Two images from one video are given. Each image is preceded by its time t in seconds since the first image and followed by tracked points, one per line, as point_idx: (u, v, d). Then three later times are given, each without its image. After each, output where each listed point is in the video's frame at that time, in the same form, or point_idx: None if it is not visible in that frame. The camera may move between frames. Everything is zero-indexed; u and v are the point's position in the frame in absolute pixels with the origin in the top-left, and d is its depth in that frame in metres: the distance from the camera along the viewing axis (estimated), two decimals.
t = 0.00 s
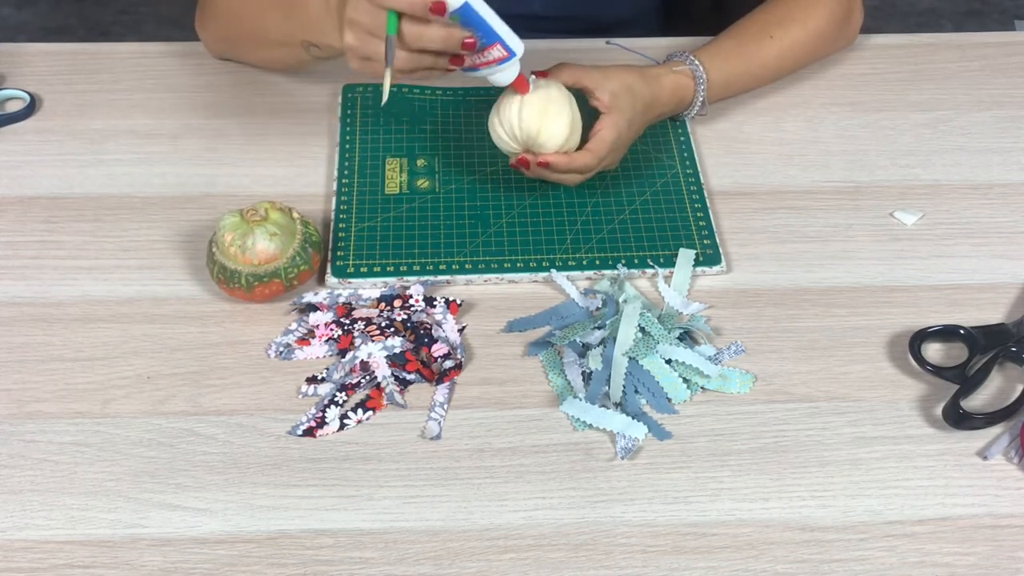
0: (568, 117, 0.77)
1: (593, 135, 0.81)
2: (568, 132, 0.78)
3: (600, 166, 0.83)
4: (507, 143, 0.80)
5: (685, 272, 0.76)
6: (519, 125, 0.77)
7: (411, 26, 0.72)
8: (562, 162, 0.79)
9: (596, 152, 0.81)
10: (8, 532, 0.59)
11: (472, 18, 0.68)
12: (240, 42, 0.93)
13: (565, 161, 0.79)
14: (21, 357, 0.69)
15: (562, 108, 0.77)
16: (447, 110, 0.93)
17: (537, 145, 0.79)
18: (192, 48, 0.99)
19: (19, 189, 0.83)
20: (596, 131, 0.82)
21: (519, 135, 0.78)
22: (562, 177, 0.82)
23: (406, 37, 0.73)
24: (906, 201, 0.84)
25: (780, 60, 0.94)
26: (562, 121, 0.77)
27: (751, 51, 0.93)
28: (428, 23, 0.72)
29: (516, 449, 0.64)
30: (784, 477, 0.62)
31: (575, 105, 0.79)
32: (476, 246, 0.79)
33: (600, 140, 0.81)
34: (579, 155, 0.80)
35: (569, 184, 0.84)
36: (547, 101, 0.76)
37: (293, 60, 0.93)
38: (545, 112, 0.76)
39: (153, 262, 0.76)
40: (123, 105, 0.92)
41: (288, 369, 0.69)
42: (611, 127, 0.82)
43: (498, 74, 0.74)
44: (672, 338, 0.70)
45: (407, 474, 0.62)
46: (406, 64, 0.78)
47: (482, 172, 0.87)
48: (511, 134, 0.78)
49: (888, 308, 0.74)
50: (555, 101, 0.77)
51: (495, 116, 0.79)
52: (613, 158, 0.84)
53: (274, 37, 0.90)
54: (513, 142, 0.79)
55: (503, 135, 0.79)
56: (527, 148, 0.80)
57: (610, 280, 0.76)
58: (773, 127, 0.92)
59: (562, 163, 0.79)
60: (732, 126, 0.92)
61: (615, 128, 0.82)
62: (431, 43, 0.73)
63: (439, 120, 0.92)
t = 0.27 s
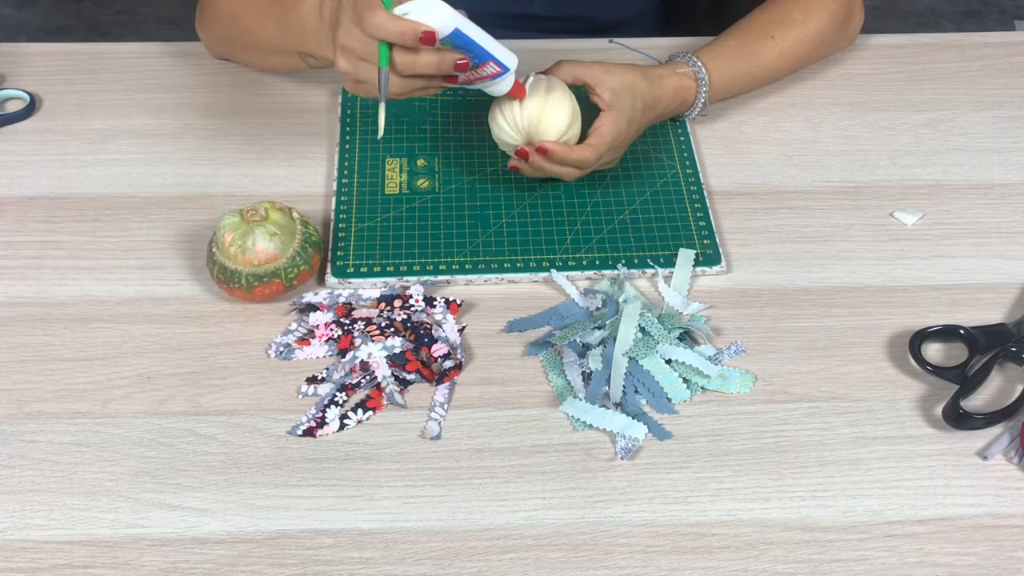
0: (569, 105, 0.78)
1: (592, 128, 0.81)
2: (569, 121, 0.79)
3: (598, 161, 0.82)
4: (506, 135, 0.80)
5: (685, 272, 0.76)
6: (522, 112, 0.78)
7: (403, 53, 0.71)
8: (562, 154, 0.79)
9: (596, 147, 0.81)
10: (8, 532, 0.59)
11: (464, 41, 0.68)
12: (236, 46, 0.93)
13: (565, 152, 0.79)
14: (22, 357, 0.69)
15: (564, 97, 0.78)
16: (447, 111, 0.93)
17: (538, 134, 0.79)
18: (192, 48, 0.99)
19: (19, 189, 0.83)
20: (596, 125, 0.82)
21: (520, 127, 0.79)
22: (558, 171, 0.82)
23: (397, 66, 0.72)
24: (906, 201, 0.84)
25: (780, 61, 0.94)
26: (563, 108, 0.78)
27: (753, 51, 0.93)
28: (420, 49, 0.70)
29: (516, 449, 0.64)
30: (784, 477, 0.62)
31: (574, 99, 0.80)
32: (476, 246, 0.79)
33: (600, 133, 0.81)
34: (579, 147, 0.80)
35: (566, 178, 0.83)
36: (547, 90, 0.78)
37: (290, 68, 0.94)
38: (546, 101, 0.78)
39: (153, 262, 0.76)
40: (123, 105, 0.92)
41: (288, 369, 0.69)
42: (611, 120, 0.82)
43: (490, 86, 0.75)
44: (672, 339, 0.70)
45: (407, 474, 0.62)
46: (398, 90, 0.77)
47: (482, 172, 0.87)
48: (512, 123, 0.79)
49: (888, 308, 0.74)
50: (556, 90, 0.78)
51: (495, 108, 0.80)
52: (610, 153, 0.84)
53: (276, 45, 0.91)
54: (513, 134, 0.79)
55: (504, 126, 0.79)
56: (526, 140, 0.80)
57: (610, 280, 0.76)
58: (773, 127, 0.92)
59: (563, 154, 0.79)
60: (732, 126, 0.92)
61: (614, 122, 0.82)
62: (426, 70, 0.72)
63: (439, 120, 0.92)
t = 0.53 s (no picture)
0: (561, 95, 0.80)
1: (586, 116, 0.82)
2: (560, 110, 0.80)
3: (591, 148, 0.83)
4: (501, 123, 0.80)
5: (685, 272, 0.76)
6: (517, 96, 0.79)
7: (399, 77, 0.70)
8: (556, 140, 0.79)
9: (589, 134, 0.81)
10: (8, 532, 0.59)
11: (457, 60, 0.68)
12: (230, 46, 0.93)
13: (558, 137, 0.79)
14: (22, 357, 0.69)
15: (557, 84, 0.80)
16: (447, 111, 0.93)
17: (532, 119, 0.79)
18: (192, 48, 0.99)
19: (19, 189, 0.82)
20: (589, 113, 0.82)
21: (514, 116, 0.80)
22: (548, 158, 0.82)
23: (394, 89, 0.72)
24: (906, 201, 0.84)
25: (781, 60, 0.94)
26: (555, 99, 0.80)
27: (753, 51, 0.93)
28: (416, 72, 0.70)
29: (516, 449, 0.64)
30: (784, 477, 0.62)
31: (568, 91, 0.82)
32: (476, 246, 0.79)
33: (593, 120, 0.81)
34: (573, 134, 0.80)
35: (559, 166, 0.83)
36: (540, 80, 0.80)
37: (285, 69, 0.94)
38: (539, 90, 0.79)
39: (153, 262, 0.76)
40: (123, 105, 0.92)
41: (288, 368, 0.69)
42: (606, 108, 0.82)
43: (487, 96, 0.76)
44: (672, 339, 0.70)
45: (407, 474, 0.62)
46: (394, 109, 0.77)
47: (481, 172, 0.87)
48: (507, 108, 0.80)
49: (888, 308, 0.74)
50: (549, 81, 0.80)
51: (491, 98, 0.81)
52: (604, 142, 0.84)
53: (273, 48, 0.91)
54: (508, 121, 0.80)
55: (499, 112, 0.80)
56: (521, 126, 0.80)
57: (610, 280, 0.76)
58: (773, 127, 0.92)
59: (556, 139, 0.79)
60: (732, 125, 0.92)
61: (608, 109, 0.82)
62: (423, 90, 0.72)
63: (439, 121, 0.92)
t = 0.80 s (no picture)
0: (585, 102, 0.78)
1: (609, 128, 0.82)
2: (585, 117, 0.78)
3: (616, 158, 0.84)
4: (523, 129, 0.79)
5: (685, 272, 0.76)
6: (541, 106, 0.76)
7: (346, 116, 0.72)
8: (583, 154, 0.79)
9: (614, 146, 0.82)
10: (8, 532, 0.59)
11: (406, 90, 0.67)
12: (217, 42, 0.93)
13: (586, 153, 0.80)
14: (22, 357, 0.69)
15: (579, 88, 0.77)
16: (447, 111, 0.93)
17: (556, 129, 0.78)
18: (192, 48, 0.99)
19: (19, 189, 0.82)
20: (610, 125, 0.83)
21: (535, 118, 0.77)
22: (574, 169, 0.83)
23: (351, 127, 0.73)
24: (906, 201, 0.84)
25: (783, 59, 0.94)
26: (580, 105, 0.77)
27: (754, 51, 0.94)
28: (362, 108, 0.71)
29: (516, 449, 0.64)
30: (784, 477, 0.62)
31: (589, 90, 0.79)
32: (476, 246, 0.79)
33: (617, 132, 0.82)
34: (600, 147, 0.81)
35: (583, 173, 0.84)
36: (563, 86, 0.76)
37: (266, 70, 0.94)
38: (564, 94, 0.76)
39: (153, 262, 0.76)
40: (123, 105, 0.92)
41: (288, 368, 0.69)
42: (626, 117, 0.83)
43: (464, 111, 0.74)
44: (672, 338, 0.70)
45: (407, 474, 0.62)
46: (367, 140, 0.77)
47: (481, 172, 0.86)
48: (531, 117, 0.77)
49: (888, 308, 0.74)
50: (574, 85, 0.77)
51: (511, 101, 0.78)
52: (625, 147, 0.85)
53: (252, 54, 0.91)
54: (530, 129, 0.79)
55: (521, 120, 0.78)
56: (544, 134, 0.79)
57: (610, 280, 0.76)
58: (774, 127, 0.92)
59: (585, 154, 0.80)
60: (732, 125, 0.92)
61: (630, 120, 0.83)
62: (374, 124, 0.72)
63: (439, 121, 0.92)
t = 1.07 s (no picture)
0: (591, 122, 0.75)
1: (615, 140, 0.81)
2: (590, 138, 0.76)
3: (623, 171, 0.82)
4: (528, 148, 0.77)
5: (685, 272, 0.76)
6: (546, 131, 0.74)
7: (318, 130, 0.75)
8: (589, 171, 0.77)
9: (621, 159, 0.80)
10: (8, 532, 0.59)
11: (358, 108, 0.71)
12: (209, 27, 0.94)
13: (592, 168, 0.77)
14: (22, 357, 0.69)
15: (584, 111, 0.75)
16: (447, 111, 0.93)
17: (560, 152, 0.76)
18: (192, 48, 0.99)
19: (19, 189, 0.82)
20: (616, 136, 0.81)
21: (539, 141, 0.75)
22: (586, 187, 0.81)
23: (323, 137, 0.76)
24: (906, 201, 0.84)
25: (785, 57, 0.94)
26: (584, 127, 0.75)
27: (755, 49, 0.94)
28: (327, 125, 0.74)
29: (516, 449, 0.64)
30: (784, 477, 0.62)
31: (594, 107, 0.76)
32: (476, 246, 0.79)
33: (625, 145, 0.81)
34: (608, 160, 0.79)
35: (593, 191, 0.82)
36: (567, 110, 0.74)
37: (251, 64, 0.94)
38: (568, 118, 0.74)
39: (153, 262, 0.76)
40: (123, 105, 0.92)
41: (288, 368, 0.69)
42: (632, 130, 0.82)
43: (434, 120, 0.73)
44: (672, 338, 0.70)
45: (407, 473, 0.62)
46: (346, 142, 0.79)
47: (481, 172, 0.86)
48: (534, 139, 0.75)
49: (887, 308, 0.74)
50: (578, 108, 0.74)
51: (517, 121, 0.75)
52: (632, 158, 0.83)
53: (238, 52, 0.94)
54: (534, 148, 0.76)
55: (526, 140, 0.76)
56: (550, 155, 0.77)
57: (610, 280, 0.76)
58: (774, 127, 0.92)
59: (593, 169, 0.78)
60: (732, 125, 0.92)
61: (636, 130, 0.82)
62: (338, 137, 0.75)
63: (439, 121, 0.92)
